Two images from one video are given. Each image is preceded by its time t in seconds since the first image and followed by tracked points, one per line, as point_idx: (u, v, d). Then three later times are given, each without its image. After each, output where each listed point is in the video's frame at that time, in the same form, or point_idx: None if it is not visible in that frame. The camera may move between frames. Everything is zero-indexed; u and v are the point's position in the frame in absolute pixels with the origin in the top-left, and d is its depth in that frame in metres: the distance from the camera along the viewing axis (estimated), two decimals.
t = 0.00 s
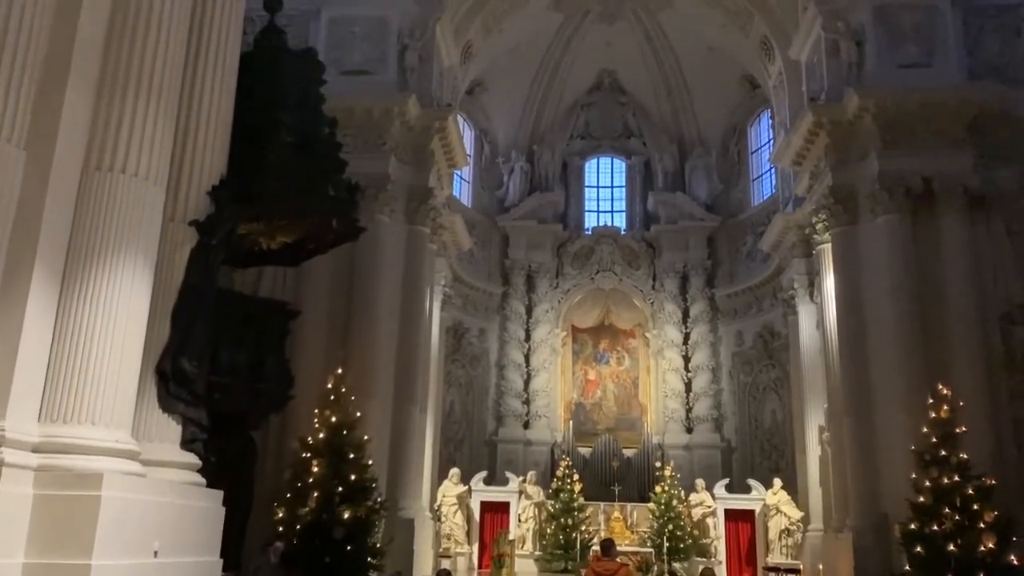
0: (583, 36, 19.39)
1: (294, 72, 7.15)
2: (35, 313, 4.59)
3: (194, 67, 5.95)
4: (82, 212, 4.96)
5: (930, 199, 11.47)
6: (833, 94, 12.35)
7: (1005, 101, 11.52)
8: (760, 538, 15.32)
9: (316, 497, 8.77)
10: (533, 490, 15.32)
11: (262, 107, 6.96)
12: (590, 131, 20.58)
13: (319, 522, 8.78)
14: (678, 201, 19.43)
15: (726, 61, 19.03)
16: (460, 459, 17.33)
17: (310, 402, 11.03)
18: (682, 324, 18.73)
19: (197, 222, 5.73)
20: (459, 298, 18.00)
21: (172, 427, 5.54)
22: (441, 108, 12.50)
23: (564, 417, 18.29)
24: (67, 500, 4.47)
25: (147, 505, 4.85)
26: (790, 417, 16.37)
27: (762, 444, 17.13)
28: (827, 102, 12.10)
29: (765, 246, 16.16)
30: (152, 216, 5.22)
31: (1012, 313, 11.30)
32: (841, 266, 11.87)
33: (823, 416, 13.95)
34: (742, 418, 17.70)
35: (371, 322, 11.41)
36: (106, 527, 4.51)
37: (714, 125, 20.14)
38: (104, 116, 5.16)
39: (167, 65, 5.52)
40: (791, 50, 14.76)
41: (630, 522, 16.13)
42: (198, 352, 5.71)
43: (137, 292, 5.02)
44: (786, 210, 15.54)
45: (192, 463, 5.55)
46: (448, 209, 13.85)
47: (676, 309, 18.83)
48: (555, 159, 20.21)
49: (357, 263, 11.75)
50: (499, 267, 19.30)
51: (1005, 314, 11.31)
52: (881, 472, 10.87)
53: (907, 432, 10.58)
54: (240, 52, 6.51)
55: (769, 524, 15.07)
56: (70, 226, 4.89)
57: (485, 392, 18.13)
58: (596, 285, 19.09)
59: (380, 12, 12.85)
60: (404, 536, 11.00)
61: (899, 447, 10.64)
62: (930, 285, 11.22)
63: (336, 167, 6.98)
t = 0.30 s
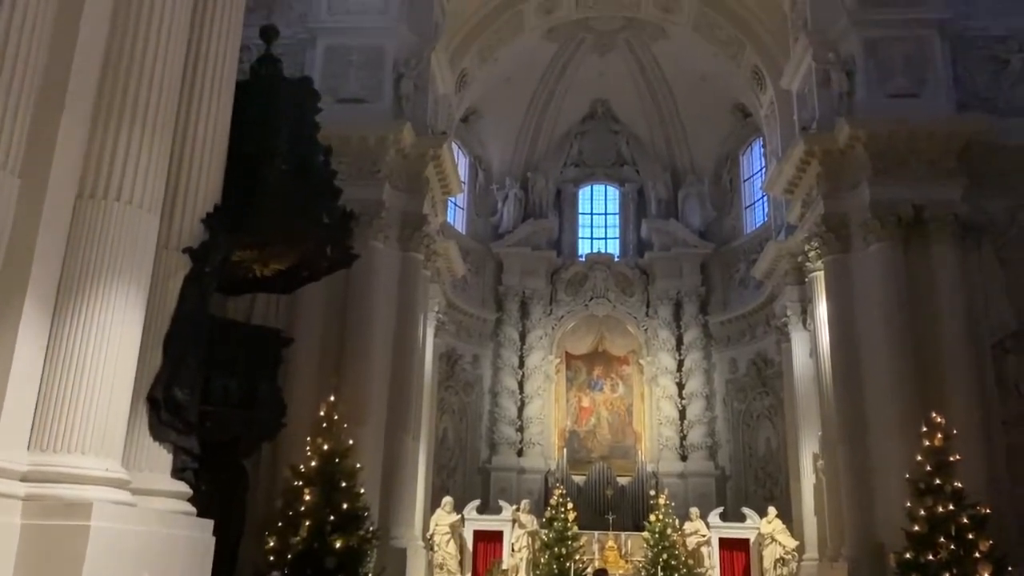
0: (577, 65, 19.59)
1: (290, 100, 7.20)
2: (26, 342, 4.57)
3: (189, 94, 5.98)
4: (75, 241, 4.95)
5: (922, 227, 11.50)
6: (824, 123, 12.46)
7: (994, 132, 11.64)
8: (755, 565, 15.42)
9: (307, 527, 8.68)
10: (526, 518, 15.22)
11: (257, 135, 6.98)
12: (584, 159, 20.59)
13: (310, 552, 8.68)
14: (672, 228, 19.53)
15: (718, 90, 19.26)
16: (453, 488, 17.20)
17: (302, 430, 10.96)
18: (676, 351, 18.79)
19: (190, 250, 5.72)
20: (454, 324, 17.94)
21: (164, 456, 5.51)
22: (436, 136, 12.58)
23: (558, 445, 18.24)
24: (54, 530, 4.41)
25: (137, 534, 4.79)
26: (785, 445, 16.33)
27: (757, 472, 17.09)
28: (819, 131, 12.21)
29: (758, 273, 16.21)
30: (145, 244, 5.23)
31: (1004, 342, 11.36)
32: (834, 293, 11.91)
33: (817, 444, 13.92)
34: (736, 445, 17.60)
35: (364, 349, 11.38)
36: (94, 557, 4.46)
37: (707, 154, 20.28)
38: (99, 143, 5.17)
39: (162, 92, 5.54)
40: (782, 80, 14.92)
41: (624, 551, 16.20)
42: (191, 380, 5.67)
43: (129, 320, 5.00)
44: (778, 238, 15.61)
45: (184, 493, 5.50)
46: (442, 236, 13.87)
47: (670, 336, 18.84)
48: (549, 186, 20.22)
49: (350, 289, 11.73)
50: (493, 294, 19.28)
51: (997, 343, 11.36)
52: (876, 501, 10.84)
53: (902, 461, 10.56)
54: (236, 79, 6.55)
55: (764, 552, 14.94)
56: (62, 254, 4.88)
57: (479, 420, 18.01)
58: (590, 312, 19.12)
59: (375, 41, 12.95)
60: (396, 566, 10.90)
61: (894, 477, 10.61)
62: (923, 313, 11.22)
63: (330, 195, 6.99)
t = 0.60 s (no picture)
0: (570, 97, 19.78)
1: (286, 131, 7.24)
2: (19, 373, 4.54)
3: (187, 122, 6.00)
4: (69, 271, 4.94)
5: (914, 258, 11.57)
6: (817, 154, 12.57)
7: (984, 163, 11.75)
8: None
9: (299, 558, 8.60)
10: (520, 551, 15.06)
11: (252, 166, 7.02)
12: (578, 189, 20.78)
13: None
14: (665, 257, 19.54)
15: (710, 121, 19.46)
16: (446, 520, 17.04)
17: (294, 461, 10.87)
18: (670, 381, 18.72)
19: (185, 279, 5.72)
20: (447, 354, 17.88)
21: (154, 488, 5.46)
22: (431, 166, 12.65)
23: (552, 475, 18.09)
24: (42, 564, 4.34)
25: (126, 567, 4.72)
26: (780, 475, 16.28)
27: (752, 503, 16.99)
28: (811, 162, 12.32)
29: (751, 303, 16.27)
30: (140, 273, 5.23)
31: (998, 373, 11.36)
32: (827, 323, 11.91)
33: (812, 475, 13.88)
34: (731, 476, 17.55)
35: (358, 378, 11.34)
36: None
37: (700, 184, 20.42)
38: (95, 171, 5.18)
39: (159, 120, 5.57)
40: (773, 111, 15.08)
41: None
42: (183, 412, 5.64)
43: (122, 351, 5.00)
44: (771, 268, 15.67)
45: (173, 525, 5.44)
46: (436, 265, 13.88)
47: (664, 365, 18.79)
48: (543, 215, 20.37)
49: (344, 319, 11.71)
50: (487, 322, 19.28)
51: (991, 373, 11.36)
52: (872, 534, 10.77)
53: (898, 493, 10.52)
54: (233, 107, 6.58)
55: None
56: (56, 285, 4.87)
57: (472, 450, 17.91)
58: (584, 341, 19.07)
59: (371, 72, 13.06)
60: None
61: (890, 509, 10.55)
62: (917, 343, 11.25)
63: (324, 226, 7.02)
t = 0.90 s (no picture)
0: (565, 130, 19.93)
1: (281, 163, 7.29)
2: (10, 406, 4.50)
3: (183, 153, 6.01)
4: (62, 304, 4.92)
5: (908, 290, 11.61)
6: (810, 187, 12.66)
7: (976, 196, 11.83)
8: None
9: None
10: None
11: (248, 198, 7.03)
12: (572, 221, 20.76)
13: None
14: (660, 289, 19.63)
15: (703, 154, 19.66)
16: (440, 554, 16.85)
17: (287, 494, 10.77)
18: (666, 414, 18.63)
19: (179, 311, 5.69)
20: (442, 385, 17.81)
21: (145, 521, 5.40)
22: (427, 198, 12.71)
23: (547, 509, 17.96)
24: None
25: None
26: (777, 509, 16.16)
27: (749, 537, 16.85)
28: (804, 196, 12.40)
29: (747, 335, 16.27)
30: (133, 305, 5.21)
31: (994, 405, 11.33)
32: (822, 356, 11.91)
33: (809, 508, 13.81)
34: (728, 510, 17.43)
35: (352, 410, 11.29)
36: None
37: (694, 216, 20.53)
38: (90, 202, 5.17)
39: (155, 152, 5.57)
40: (766, 145, 15.21)
41: None
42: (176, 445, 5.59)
43: (114, 384, 4.97)
44: (766, 300, 15.70)
45: (165, 559, 5.37)
46: (431, 296, 13.88)
47: (660, 397, 18.71)
48: (538, 246, 20.34)
49: (338, 350, 11.66)
50: (482, 354, 19.24)
51: (986, 407, 11.34)
52: (870, 569, 10.68)
53: (895, 528, 10.45)
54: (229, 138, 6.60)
55: None
56: (49, 317, 4.85)
57: (466, 483, 17.76)
58: (579, 372, 18.96)
59: (367, 104, 13.14)
60: None
61: (887, 543, 10.47)
62: (912, 376, 11.24)
63: (320, 257, 6.94)
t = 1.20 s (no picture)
0: (560, 163, 20.06)
1: (277, 197, 7.30)
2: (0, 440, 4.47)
3: (180, 187, 6.01)
4: (55, 337, 4.90)
5: (902, 323, 11.63)
6: (804, 221, 12.72)
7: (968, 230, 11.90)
8: None
9: None
10: None
11: (243, 231, 7.03)
12: (568, 252, 20.76)
13: None
14: (656, 321, 19.62)
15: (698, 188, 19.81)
16: None
17: (279, 529, 10.65)
18: (662, 448, 18.59)
19: (172, 344, 5.66)
20: (436, 419, 17.68)
21: (134, 556, 5.36)
22: (422, 230, 12.75)
23: (542, 545, 17.88)
24: None
25: None
26: (774, 544, 16.02)
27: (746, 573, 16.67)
28: (799, 229, 12.46)
29: (742, 368, 16.24)
30: (128, 339, 5.17)
31: (989, 439, 11.30)
32: (817, 390, 11.86)
33: (806, 543, 13.69)
34: (725, 545, 17.23)
35: (346, 445, 11.22)
36: None
37: (689, 249, 20.60)
38: (85, 235, 5.17)
39: (154, 182, 5.54)
40: (760, 178, 15.32)
41: None
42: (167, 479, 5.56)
43: (108, 418, 4.93)
44: (761, 333, 15.70)
45: None
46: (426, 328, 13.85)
47: (656, 431, 18.67)
48: (533, 278, 20.34)
49: (332, 383, 11.59)
50: (477, 386, 19.14)
51: (982, 440, 11.31)
52: None
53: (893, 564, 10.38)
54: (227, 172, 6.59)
55: None
56: (42, 350, 4.83)
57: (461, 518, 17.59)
58: (575, 406, 18.85)
59: (363, 137, 13.21)
60: None
61: None
62: (908, 410, 11.22)
63: (315, 290, 6.92)
